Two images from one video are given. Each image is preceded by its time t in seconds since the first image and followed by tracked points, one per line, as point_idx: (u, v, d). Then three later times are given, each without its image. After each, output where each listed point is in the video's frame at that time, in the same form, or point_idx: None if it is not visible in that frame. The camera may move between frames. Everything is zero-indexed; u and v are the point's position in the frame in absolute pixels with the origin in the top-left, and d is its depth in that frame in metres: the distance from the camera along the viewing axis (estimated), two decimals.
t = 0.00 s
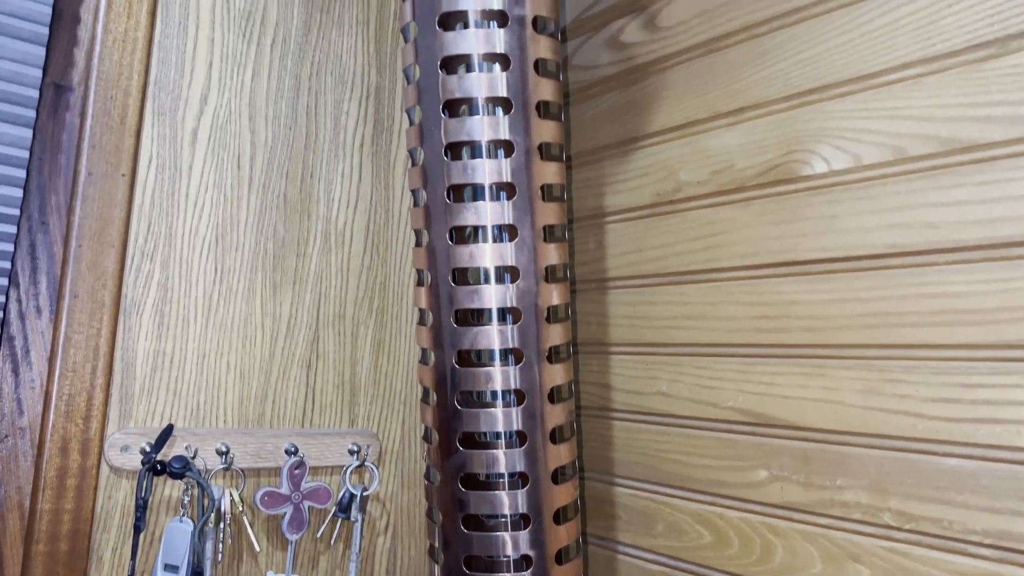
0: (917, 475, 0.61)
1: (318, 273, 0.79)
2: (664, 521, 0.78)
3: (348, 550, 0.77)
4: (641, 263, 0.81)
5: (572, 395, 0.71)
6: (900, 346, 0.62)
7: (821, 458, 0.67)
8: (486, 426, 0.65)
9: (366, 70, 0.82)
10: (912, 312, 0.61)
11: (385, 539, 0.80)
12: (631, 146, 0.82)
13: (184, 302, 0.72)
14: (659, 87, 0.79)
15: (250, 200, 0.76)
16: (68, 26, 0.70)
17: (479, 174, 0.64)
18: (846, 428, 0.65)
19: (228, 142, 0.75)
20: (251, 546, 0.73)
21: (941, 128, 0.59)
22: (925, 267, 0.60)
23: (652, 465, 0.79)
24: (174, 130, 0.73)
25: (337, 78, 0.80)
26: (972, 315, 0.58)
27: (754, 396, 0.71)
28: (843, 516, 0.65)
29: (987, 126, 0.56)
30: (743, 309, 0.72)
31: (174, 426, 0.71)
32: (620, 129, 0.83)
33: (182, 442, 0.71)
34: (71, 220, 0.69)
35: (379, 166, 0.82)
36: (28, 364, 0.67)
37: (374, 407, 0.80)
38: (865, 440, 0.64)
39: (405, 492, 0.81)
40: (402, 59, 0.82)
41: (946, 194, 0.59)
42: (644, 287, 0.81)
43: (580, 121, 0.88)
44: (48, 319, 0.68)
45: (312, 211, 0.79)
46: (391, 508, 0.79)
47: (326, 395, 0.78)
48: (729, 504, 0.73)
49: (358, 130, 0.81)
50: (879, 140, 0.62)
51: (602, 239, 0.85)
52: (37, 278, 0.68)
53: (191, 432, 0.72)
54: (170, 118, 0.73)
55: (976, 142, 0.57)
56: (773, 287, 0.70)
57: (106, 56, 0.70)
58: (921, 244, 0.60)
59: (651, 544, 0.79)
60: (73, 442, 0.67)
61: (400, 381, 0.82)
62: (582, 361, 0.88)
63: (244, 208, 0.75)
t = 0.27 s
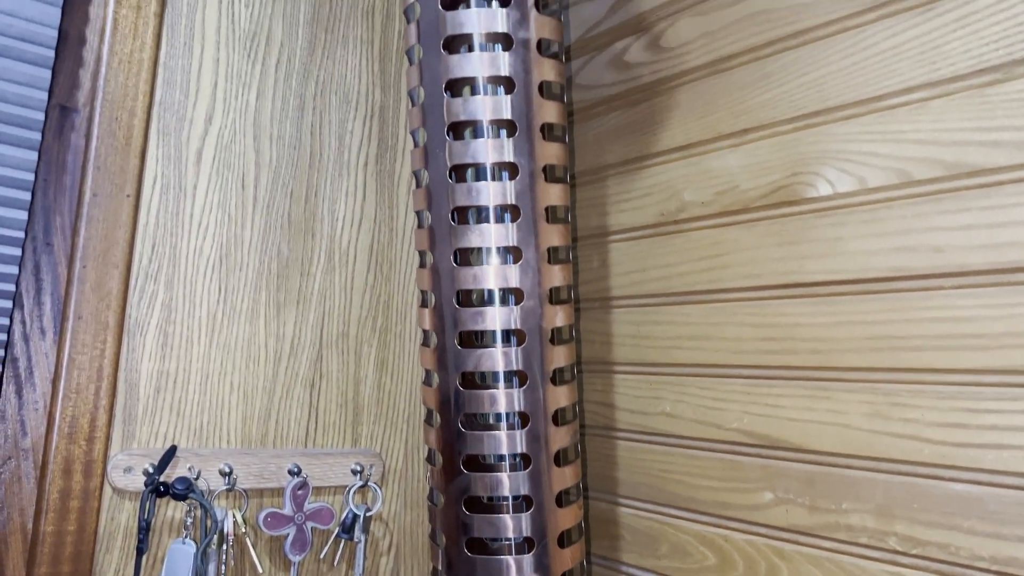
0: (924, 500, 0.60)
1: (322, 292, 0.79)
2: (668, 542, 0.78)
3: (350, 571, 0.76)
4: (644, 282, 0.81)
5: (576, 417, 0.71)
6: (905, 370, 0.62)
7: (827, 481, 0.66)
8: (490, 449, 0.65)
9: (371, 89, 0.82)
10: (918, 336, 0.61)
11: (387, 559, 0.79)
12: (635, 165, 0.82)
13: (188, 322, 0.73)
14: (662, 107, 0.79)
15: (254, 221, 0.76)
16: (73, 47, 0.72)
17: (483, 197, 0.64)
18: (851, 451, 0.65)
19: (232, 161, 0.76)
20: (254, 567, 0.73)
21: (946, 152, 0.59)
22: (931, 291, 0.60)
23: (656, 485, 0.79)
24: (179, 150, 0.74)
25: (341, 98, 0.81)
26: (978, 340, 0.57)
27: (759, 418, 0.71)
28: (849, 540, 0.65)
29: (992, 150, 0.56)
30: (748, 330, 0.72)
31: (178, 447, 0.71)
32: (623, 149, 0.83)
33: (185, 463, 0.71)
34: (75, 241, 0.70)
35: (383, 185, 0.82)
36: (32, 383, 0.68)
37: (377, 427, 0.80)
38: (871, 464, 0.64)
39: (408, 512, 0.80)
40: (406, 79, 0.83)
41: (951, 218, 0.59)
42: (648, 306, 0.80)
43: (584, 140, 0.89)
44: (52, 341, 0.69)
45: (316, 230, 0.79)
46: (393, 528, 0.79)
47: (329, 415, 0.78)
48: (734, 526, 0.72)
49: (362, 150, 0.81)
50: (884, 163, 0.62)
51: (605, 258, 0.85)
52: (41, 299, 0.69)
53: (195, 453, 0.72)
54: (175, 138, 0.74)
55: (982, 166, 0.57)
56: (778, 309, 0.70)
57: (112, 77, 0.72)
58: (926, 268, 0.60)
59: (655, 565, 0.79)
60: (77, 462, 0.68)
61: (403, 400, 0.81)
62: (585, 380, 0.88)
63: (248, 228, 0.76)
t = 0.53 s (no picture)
0: (932, 521, 0.59)
1: (324, 308, 0.78)
2: (672, 560, 0.77)
3: None
4: (648, 298, 0.80)
5: (580, 435, 0.70)
6: (913, 390, 0.61)
7: (833, 501, 0.66)
8: (492, 468, 0.64)
9: (373, 103, 0.82)
10: (925, 355, 0.60)
11: None
12: (639, 180, 0.81)
13: (189, 338, 0.73)
14: (666, 122, 0.78)
15: (256, 236, 0.76)
16: (75, 63, 0.73)
17: (486, 214, 0.64)
18: (858, 471, 0.64)
19: (235, 176, 0.76)
20: None
21: (954, 171, 0.58)
22: (938, 310, 0.59)
23: (660, 502, 0.79)
24: (180, 165, 0.74)
25: (344, 112, 0.80)
26: (987, 360, 0.57)
27: (764, 436, 0.70)
28: (856, 561, 0.64)
29: (1001, 170, 0.56)
30: (753, 347, 0.71)
31: (178, 466, 0.71)
32: (627, 164, 0.83)
33: (185, 482, 0.71)
34: (76, 258, 0.71)
35: (385, 199, 0.82)
36: (32, 402, 0.69)
37: (379, 443, 0.79)
38: (878, 484, 0.63)
39: (409, 529, 0.80)
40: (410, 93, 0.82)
41: (960, 237, 0.58)
42: (652, 322, 0.80)
43: (587, 154, 0.88)
44: (52, 359, 0.70)
45: (318, 245, 0.79)
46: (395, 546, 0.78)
47: (331, 432, 0.78)
48: (739, 545, 0.72)
49: (365, 164, 0.81)
50: (891, 181, 0.62)
51: (609, 273, 0.85)
52: (41, 317, 0.70)
53: (195, 471, 0.72)
54: (176, 153, 0.74)
55: (990, 185, 0.56)
56: (783, 327, 0.69)
57: (114, 93, 0.72)
58: (934, 287, 0.60)
59: None
60: (78, 480, 0.69)
61: (405, 416, 0.80)
62: (589, 395, 0.87)
63: (250, 243, 0.76)
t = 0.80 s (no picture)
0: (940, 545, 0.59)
1: (325, 325, 0.78)
2: None
3: None
4: (652, 315, 0.80)
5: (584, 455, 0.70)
6: (920, 412, 0.60)
7: (840, 523, 0.65)
8: (496, 490, 0.64)
9: (375, 119, 0.82)
10: (933, 377, 0.59)
11: None
12: (642, 196, 0.81)
13: (189, 356, 0.73)
14: (670, 139, 0.78)
15: (257, 253, 0.76)
16: (77, 82, 0.73)
17: (489, 233, 0.64)
18: (865, 493, 0.63)
19: (236, 194, 0.76)
20: None
21: (961, 191, 0.58)
22: (946, 331, 0.59)
23: (664, 521, 0.78)
24: (181, 182, 0.74)
25: (345, 128, 0.81)
26: (995, 383, 0.56)
27: (769, 456, 0.70)
28: None
29: (1009, 191, 0.55)
30: (758, 366, 0.71)
31: (178, 485, 0.71)
32: (631, 179, 0.82)
33: (185, 502, 0.71)
34: (76, 277, 0.70)
35: (388, 215, 0.82)
36: (31, 422, 0.68)
37: (380, 461, 0.79)
38: (885, 506, 0.62)
39: (411, 547, 0.79)
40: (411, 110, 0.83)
41: (967, 258, 0.58)
42: (656, 339, 0.79)
43: (590, 169, 0.88)
44: (51, 378, 0.69)
45: (320, 262, 0.78)
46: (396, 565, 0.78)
47: (332, 450, 0.77)
48: (744, 566, 0.71)
49: (367, 180, 0.81)
50: (897, 201, 0.61)
51: (612, 289, 0.85)
52: (40, 336, 0.70)
53: (195, 490, 0.72)
54: (177, 170, 0.74)
55: (997, 207, 0.56)
56: (788, 346, 0.68)
57: (115, 110, 0.72)
58: (941, 308, 0.59)
59: None
60: (77, 501, 0.68)
61: (407, 433, 0.80)
62: (592, 412, 0.87)
63: (251, 260, 0.76)
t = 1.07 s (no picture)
0: (947, 564, 0.58)
1: (324, 339, 0.78)
2: None
3: None
4: (654, 328, 0.79)
5: (585, 470, 0.69)
6: (926, 429, 0.60)
7: (845, 541, 0.64)
8: (497, 508, 0.63)
9: (374, 132, 0.82)
10: (939, 394, 0.59)
11: None
12: (644, 208, 0.80)
13: (187, 372, 0.72)
14: (671, 151, 0.78)
15: (255, 267, 0.75)
16: (73, 95, 0.73)
17: (489, 249, 0.63)
18: (870, 511, 0.63)
19: (234, 208, 0.75)
20: None
21: (966, 206, 0.57)
22: (952, 348, 0.58)
23: (666, 537, 0.77)
24: (179, 196, 0.73)
25: (345, 141, 0.80)
26: (1002, 401, 0.55)
27: (773, 472, 0.69)
28: None
29: (1015, 206, 0.55)
30: (761, 381, 0.70)
31: (175, 503, 0.70)
32: (632, 191, 0.82)
33: (183, 519, 0.71)
34: (72, 294, 0.70)
35: (387, 228, 0.81)
36: (26, 441, 0.68)
37: (379, 477, 0.78)
38: (891, 524, 0.62)
39: (410, 563, 0.78)
40: (411, 122, 0.82)
41: (973, 274, 0.57)
42: (657, 353, 0.79)
43: (591, 181, 0.87)
44: (47, 396, 0.69)
45: (319, 276, 0.78)
46: None
47: (331, 466, 0.76)
48: None
49: (366, 193, 0.81)
50: (901, 216, 0.61)
51: (613, 302, 0.84)
52: (36, 353, 0.69)
53: (193, 508, 0.71)
54: (175, 183, 0.73)
55: (1003, 222, 0.55)
56: (792, 361, 0.68)
57: (112, 124, 0.71)
58: (946, 324, 0.58)
59: None
60: (72, 521, 0.68)
61: (407, 450, 0.80)
62: (593, 426, 0.86)
63: (249, 275, 0.75)
